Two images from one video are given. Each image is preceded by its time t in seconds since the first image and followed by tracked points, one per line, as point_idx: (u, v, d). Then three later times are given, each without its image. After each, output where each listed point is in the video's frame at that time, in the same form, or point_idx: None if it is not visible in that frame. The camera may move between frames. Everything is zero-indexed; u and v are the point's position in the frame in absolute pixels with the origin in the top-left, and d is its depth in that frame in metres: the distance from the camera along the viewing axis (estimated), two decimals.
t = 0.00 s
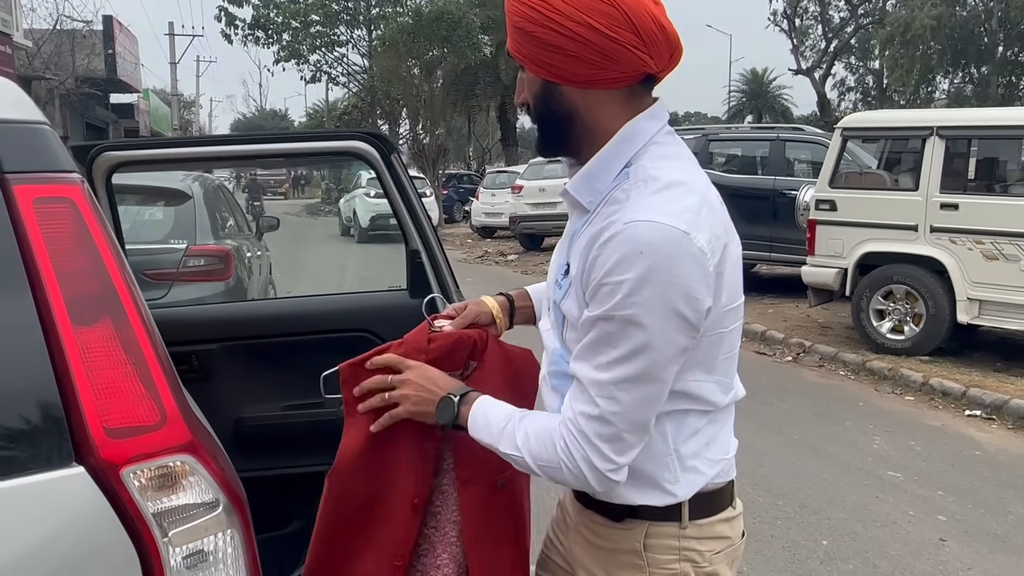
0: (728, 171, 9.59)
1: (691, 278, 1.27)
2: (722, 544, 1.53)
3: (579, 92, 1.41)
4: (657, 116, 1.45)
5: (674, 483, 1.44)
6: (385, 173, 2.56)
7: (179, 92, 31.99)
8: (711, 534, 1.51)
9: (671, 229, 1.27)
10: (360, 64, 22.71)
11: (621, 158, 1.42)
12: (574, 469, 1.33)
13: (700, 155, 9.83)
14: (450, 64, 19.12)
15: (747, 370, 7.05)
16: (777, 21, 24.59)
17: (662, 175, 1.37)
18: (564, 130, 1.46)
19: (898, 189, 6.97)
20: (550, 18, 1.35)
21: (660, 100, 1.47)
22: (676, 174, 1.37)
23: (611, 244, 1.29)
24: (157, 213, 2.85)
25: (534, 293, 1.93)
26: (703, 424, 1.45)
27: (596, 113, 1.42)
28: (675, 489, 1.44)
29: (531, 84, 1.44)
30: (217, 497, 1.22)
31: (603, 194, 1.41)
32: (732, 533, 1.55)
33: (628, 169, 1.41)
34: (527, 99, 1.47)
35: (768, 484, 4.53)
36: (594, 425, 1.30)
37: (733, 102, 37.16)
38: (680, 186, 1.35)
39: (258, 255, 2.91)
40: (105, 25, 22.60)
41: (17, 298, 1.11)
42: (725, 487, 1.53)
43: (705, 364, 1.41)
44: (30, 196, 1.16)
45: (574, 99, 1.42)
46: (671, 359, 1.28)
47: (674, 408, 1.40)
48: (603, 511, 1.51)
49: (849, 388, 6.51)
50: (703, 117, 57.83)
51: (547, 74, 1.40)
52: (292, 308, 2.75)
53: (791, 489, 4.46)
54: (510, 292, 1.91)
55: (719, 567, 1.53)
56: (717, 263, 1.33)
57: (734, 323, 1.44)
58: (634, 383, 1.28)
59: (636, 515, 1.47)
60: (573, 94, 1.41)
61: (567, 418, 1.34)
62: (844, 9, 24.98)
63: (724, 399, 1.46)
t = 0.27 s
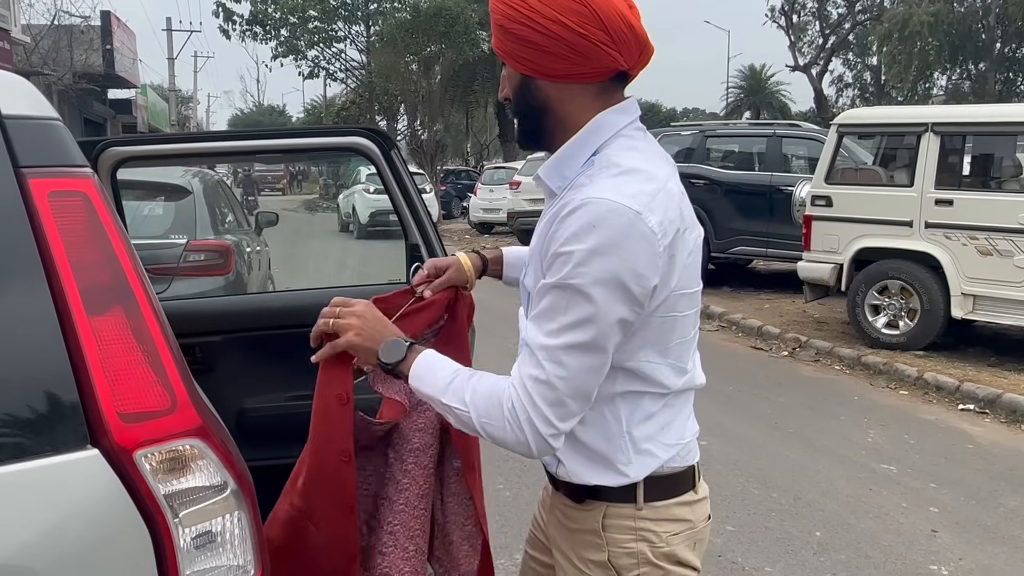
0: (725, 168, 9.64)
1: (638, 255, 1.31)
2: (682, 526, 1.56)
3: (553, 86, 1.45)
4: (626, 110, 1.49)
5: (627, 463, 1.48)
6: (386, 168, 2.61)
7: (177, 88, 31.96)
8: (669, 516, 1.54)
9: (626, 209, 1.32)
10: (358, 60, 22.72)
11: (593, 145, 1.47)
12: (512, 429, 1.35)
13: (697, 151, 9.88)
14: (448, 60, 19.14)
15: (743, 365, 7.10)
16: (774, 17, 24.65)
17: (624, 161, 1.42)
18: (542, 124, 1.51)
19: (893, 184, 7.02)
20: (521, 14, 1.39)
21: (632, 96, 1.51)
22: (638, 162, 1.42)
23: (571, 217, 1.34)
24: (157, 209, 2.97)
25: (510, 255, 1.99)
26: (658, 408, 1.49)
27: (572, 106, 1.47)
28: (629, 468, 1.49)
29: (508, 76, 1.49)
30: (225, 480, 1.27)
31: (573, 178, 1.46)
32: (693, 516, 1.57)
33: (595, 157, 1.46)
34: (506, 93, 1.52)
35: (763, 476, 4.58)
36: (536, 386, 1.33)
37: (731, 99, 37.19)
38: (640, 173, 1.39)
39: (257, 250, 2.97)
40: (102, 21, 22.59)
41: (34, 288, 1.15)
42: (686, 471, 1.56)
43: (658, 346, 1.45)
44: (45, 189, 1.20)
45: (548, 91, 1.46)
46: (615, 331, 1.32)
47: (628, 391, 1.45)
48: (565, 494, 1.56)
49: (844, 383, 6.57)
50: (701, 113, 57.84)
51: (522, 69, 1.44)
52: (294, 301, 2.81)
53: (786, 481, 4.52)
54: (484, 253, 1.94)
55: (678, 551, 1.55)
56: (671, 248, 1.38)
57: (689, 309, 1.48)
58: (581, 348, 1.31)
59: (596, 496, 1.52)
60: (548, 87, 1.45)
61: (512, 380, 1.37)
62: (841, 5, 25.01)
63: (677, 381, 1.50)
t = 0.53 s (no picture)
0: (725, 164, 9.68)
1: (573, 229, 1.39)
2: (631, 495, 1.61)
3: (496, 88, 1.52)
4: (563, 109, 1.55)
5: (576, 435, 1.54)
6: (383, 166, 2.69)
7: (179, 85, 32.02)
8: (619, 485, 1.59)
9: (563, 189, 1.40)
10: (360, 57, 22.75)
11: (535, 137, 1.52)
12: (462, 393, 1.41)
13: (697, 147, 9.92)
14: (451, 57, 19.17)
15: (741, 360, 7.15)
16: (777, 13, 24.66)
17: (566, 150, 1.50)
18: (486, 124, 1.57)
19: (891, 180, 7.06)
20: (465, 22, 1.47)
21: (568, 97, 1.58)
22: (577, 151, 1.50)
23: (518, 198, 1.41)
24: (159, 206, 3.01)
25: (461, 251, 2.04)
26: (604, 383, 1.56)
27: (513, 108, 1.54)
28: (578, 440, 1.54)
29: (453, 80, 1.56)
30: (225, 461, 1.33)
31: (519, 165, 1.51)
32: (642, 485, 1.63)
33: (536, 147, 1.52)
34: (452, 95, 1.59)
35: (759, 469, 4.63)
36: (484, 351, 1.39)
37: (734, 95, 37.16)
38: (579, 160, 1.47)
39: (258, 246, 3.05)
40: (105, 18, 22.64)
41: (44, 278, 1.21)
42: (632, 443, 1.62)
43: (600, 321, 1.52)
44: (54, 184, 1.26)
45: (491, 93, 1.53)
46: (553, 300, 1.39)
47: (572, 365, 1.52)
48: (519, 472, 1.61)
49: (842, 377, 6.62)
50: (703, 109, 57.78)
51: (467, 73, 1.51)
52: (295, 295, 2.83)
53: (781, 474, 4.57)
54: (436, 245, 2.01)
55: (630, 517, 1.60)
56: (606, 228, 1.45)
57: (626, 287, 1.55)
58: (525, 315, 1.38)
59: (550, 470, 1.57)
60: (491, 90, 1.53)
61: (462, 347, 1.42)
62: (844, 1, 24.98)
63: (619, 352, 1.57)
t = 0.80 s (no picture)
0: (730, 160, 9.73)
1: (522, 178, 1.59)
2: (586, 445, 1.80)
3: (435, 85, 1.71)
4: (497, 98, 1.75)
5: (534, 388, 1.72)
6: (385, 160, 2.74)
7: (188, 84, 32.17)
8: (575, 436, 1.78)
9: (508, 149, 1.61)
10: (367, 56, 22.82)
11: (474, 119, 1.71)
12: (450, 327, 1.54)
13: (702, 144, 9.97)
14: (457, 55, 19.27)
15: (744, 354, 7.22)
16: (783, 9, 24.65)
17: (503, 129, 1.71)
18: (427, 120, 1.75)
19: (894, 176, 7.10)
20: (405, 27, 1.66)
21: (500, 88, 1.77)
22: (513, 129, 1.71)
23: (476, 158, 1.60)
24: (169, 203, 3.08)
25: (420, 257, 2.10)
26: (555, 338, 1.75)
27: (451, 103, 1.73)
28: (535, 394, 1.73)
29: (397, 81, 1.74)
30: (235, 439, 1.40)
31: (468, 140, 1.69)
32: (594, 436, 1.82)
33: (477, 127, 1.71)
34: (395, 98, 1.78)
35: (760, 461, 4.70)
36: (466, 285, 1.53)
37: (741, 92, 37.12)
38: (517, 133, 1.68)
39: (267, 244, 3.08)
40: (114, 18, 22.82)
41: (65, 264, 1.29)
42: (583, 398, 1.81)
43: (548, 276, 1.70)
44: (73, 177, 1.33)
45: (431, 91, 1.72)
46: (518, 235, 1.56)
47: (528, 319, 1.70)
48: (482, 433, 1.80)
49: (844, 372, 6.67)
50: (710, 107, 57.70)
51: (410, 73, 1.70)
52: (298, 287, 2.93)
53: (781, 466, 4.63)
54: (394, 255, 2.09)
55: (586, 465, 1.79)
56: (547, 185, 1.65)
57: (568, 250, 1.74)
58: (500, 251, 1.54)
59: (510, 428, 1.76)
60: (431, 87, 1.71)
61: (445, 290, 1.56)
62: None
63: (565, 308, 1.75)
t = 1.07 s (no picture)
0: (736, 159, 9.75)
1: (481, 186, 1.66)
2: (560, 426, 1.89)
3: (416, 92, 1.82)
4: (469, 103, 1.86)
5: (506, 370, 1.82)
6: (393, 161, 2.75)
7: (196, 85, 32.29)
8: (550, 416, 1.88)
9: (468, 155, 1.68)
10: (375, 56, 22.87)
11: (448, 122, 1.81)
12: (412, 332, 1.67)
13: (708, 143, 9.99)
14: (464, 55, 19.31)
15: (750, 353, 7.25)
16: (791, 7, 24.63)
17: (472, 131, 1.78)
18: (407, 123, 1.87)
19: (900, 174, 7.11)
20: (389, 38, 1.78)
21: (474, 97, 1.89)
22: (481, 131, 1.79)
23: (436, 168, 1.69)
24: (179, 204, 3.08)
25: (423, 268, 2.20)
26: (528, 323, 1.84)
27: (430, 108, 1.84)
28: (509, 374, 1.83)
29: (380, 89, 1.86)
30: (249, 434, 1.45)
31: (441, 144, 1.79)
32: (569, 416, 1.92)
33: (450, 130, 1.80)
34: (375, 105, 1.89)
35: (765, 458, 4.73)
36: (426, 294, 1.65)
37: (749, 90, 37.05)
38: (481, 136, 1.76)
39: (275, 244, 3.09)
40: (123, 19, 22.95)
41: (87, 266, 1.34)
42: (558, 380, 1.91)
43: (518, 269, 1.79)
44: (94, 182, 1.39)
45: (412, 97, 1.84)
46: (478, 243, 1.65)
47: (500, 309, 1.79)
48: (460, 416, 1.91)
49: (850, 370, 6.70)
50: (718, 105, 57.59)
51: (392, 81, 1.82)
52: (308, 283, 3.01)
53: (787, 463, 4.67)
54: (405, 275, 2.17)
55: (560, 444, 1.88)
56: (510, 187, 1.73)
57: (537, 241, 1.83)
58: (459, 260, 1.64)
59: (486, 410, 1.87)
60: (412, 95, 1.83)
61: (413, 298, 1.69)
62: None
63: (536, 297, 1.84)
